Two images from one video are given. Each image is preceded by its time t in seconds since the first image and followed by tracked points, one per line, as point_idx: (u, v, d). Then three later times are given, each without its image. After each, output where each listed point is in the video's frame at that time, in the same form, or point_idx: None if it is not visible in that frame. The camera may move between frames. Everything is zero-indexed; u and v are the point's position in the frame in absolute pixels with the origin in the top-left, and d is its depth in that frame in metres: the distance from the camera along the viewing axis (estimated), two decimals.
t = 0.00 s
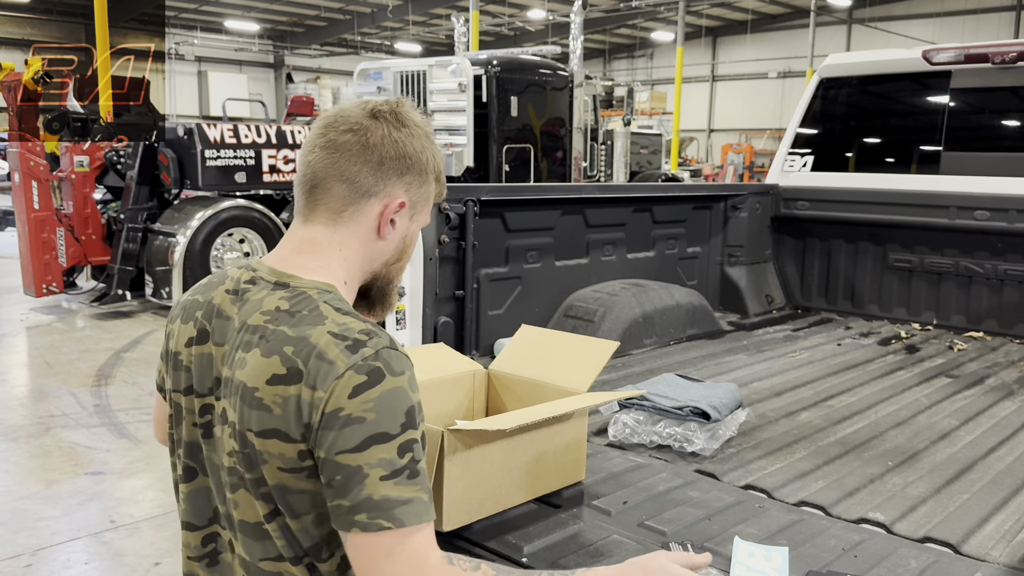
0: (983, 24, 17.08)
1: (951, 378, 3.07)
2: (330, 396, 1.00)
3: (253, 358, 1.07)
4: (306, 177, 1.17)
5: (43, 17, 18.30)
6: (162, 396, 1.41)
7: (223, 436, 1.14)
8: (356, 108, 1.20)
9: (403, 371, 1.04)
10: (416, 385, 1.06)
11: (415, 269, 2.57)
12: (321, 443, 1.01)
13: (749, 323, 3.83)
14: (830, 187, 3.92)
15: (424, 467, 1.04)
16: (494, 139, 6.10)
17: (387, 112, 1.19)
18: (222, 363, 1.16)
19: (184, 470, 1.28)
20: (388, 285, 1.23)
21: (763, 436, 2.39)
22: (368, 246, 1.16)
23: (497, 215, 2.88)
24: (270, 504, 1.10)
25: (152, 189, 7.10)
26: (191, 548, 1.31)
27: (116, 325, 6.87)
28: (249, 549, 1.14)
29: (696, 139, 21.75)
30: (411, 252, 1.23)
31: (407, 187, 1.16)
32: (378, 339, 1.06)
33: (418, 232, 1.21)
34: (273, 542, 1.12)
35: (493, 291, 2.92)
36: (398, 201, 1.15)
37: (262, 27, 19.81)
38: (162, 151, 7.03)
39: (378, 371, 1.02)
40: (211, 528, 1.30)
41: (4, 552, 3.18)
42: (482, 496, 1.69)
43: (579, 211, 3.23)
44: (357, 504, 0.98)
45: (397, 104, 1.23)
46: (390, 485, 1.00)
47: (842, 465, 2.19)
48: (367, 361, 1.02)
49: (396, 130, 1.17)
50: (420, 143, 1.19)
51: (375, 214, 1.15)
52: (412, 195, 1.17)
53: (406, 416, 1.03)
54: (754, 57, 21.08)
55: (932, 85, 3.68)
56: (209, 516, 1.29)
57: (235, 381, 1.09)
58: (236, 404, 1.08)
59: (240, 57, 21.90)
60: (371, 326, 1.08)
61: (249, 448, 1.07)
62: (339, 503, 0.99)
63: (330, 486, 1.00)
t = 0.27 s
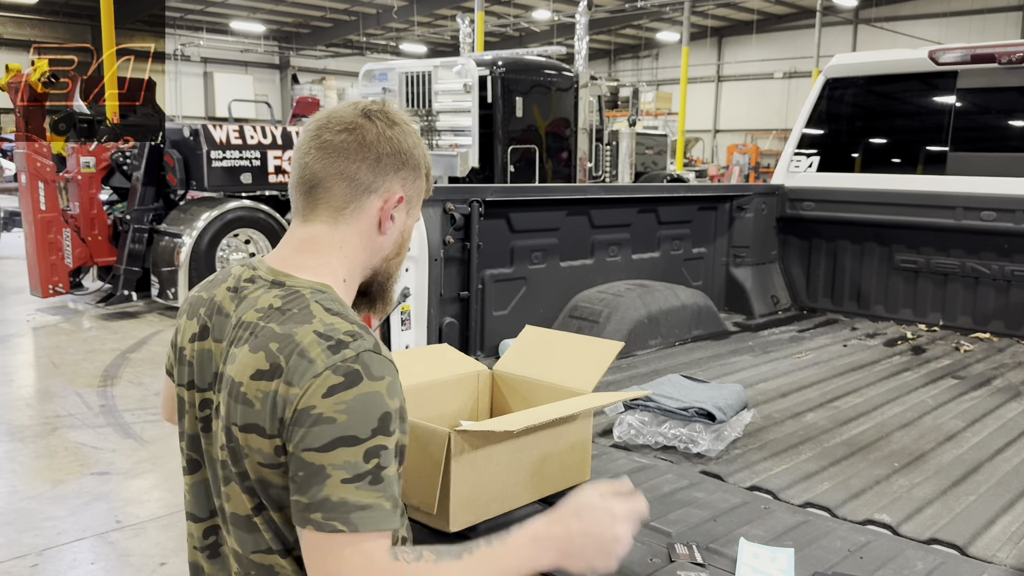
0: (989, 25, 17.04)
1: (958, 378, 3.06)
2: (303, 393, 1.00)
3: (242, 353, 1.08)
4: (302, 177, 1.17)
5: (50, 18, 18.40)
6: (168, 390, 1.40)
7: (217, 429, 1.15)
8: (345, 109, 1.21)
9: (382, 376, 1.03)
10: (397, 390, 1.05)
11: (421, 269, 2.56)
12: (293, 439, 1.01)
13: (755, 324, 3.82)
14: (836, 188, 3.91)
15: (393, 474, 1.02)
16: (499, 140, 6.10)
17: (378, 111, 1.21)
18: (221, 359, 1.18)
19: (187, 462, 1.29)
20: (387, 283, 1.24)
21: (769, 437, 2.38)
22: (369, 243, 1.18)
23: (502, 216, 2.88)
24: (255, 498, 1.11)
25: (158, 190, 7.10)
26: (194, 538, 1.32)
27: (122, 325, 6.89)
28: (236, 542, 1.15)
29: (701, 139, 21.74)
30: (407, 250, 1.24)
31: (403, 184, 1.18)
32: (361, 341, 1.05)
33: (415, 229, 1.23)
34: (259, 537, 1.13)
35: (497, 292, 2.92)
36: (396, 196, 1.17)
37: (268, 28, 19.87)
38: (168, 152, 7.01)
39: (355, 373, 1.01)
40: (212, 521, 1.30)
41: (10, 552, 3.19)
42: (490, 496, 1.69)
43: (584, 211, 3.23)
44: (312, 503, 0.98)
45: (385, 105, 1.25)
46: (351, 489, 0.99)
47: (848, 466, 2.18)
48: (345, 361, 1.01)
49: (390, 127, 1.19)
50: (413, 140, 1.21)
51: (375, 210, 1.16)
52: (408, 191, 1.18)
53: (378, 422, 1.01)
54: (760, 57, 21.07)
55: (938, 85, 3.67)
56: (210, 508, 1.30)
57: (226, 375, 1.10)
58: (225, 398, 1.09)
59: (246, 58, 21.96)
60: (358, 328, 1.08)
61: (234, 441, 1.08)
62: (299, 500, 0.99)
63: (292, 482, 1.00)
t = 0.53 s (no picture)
0: (998, 24, 16.97)
1: (967, 379, 3.04)
2: (290, 373, 1.05)
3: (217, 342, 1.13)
4: (273, 176, 1.22)
5: (59, 19, 18.50)
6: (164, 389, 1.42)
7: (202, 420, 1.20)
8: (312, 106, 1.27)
9: (354, 338, 1.09)
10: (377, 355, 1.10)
11: (428, 269, 2.56)
12: (288, 417, 1.05)
13: (762, 324, 3.81)
14: (844, 188, 3.90)
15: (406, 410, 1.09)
16: (506, 140, 6.10)
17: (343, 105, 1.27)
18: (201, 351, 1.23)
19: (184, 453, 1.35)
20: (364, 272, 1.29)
21: (777, 438, 2.37)
22: (341, 233, 1.22)
23: (509, 216, 2.88)
24: (240, 485, 1.16)
25: (166, 191, 7.12)
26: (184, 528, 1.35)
27: (130, 325, 6.91)
28: (222, 527, 1.21)
29: (708, 139, 21.70)
30: (382, 241, 1.29)
31: (372, 175, 1.23)
32: (329, 314, 1.10)
33: (387, 219, 1.27)
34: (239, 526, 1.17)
35: (505, 292, 2.92)
36: (365, 187, 1.22)
37: (275, 28, 19.92)
38: (176, 153, 7.03)
39: (331, 341, 1.07)
40: (200, 508, 1.34)
41: (19, 551, 3.20)
42: (497, 495, 1.69)
43: (591, 211, 3.22)
44: (357, 460, 1.02)
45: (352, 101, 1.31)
46: (380, 432, 1.04)
47: (857, 467, 2.17)
48: (319, 334, 1.07)
49: (354, 120, 1.24)
50: (379, 130, 1.26)
51: (345, 200, 1.21)
52: (377, 182, 1.23)
53: (373, 373, 1.07)
54: (767, 57, 21.03)
55: (947, 84, 3.66)
56: (199, 496, 1.34)
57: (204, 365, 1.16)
58: (207, 388, 1.15)
59: (253, 59, 22.02)
60: (323, 304, 1.13)
61: (219, 430, 1.13)
62: (339, 474, 1.03)
63: (321, 455, 1.04)
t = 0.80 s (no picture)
0: (1006, 23, 16.89)
1: (975, 380, 3.03)
2: (306, 309, 1.30)
3: (215, 319, 1.35)
4: (248, 176, 1.47)
5: (66, 20, 18.57)
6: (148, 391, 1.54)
7: (195, 401, 1.39)
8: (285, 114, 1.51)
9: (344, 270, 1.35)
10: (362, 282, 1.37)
11: (434, 269, 2.56)
12: (313, 349, 1.31)
13: (769, 325, 3.80)
14: (852, 188, 3.88)
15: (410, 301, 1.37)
16: (512, 140, 6.09)
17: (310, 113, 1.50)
18: (182, 340, 1.41)
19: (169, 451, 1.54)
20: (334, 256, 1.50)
21: (785, 439, 2.37)
22: (306, 224, 1.45)
23: (516, 216, 2.87)
24: (254, 443, 1.37)
25: (173, 191, 7.15)
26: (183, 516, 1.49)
27: (136, 326, 6.93)
28: (228, 496, 1.39)
29: (714, 139, 21.65)
30: (347, 227, 1.50)
31: (330, 170, 1.45)
32: (317, 265, 1.36)
33: (349, 208, 1.49)
34: (253, 485, 1.38)
35: (511, 292, 2.92)
36: (324, 180, 1.44)
37: (281, 29, 19.94)
38: (183, 153, 7.09)
39: (332, 273, 1.33)
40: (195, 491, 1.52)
41: (26, 551, 3.21)
42: (503, 496, 1.68)
43: (598, 212, 3.22)
44: (412, 326, 1.31)
45: (321, 109, 1.54)
46: (410, 311, 1.33)
47: (865, 469, 2.16)
48: (320, 274, 1.32)
49: (317, 125, 1.47)
50: (340, 133, 1.48)
51: (307, 195, 1.44)
52: (335, 176, 1.45)
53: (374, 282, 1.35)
54: (774, 57, 20.96)
55: (955, 84, 3.64)
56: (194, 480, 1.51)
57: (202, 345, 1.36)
58: (208, 365, 1.36)
59: (259, 60, 22.04)
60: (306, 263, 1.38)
61: (231, 396, 1.36)
62: (400, 347, 1.29)
63: (372, 351, 1.30)
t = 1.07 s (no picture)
0: (1012, 23, 16.84)
1: (982, 381, 3.02)
2: (314, 294, 1.36)
3: (219, 300, 1.39)
4: (237, 175, 1.51)
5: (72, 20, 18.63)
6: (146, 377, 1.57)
7: (192, 381, 1.42)
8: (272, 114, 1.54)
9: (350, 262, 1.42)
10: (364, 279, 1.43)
11: (439, 270, 2.56)
12: (316, 331, 1.37)
13: (775, 325, 3.79)
14: (858, 188, 3.87)
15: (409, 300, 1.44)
16: (517, 141, 6.09)
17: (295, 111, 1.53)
18: (183, 322, 1.44)
19: (165, 435, 1.56)
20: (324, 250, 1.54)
21: (791, 440, 2.36)
22: (294, 219, 1.48)
23: (520, 216, 2.87)
24: (251, 422, 1.40)
25: (179, 192, 7.15)
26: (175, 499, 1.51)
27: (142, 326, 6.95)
28: (221, 474, 1.41)
29: (720, 139, 21.62)
30: (337, 222, 1.54)
31: (318, 166, 1.48)
32: (323, 255, 1.42)
33: (338, 203, 1.52)
34: (246, 463, 1.41)
35: (516, 293, 2.92)
36: (311, 177, 1.48)
37: (286, 30, 19.98)
38: (188, 154, 7.09)
39: (338, 264, 1.40)
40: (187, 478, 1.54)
41: (33, 550, 3.22)
42: (508, 497, 1.68)
43: (602, 212, 3.21)
44: (410, 322, 1.36)
45: (307, 108, 1.57)
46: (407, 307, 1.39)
47: (871, 470, 2.15)
48: (327, 263, 1.39)
49: (302, 123, 1.50)
50: (324, 130, 1.51)
51: (293, 192, 1.47)
52: (323, 172, 1.49)
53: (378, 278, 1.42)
54: (779, 57, 20.92)
55: (961, 84, 3.63)
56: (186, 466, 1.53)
57: (204, 324, 1.40)
58: (209, 344, 1.39)
59: (265, 61, 22.07)
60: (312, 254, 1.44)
61: (230, 375, 1.39)
62: (396, 340, 1.35)
63: (369, 340, 1.35)
